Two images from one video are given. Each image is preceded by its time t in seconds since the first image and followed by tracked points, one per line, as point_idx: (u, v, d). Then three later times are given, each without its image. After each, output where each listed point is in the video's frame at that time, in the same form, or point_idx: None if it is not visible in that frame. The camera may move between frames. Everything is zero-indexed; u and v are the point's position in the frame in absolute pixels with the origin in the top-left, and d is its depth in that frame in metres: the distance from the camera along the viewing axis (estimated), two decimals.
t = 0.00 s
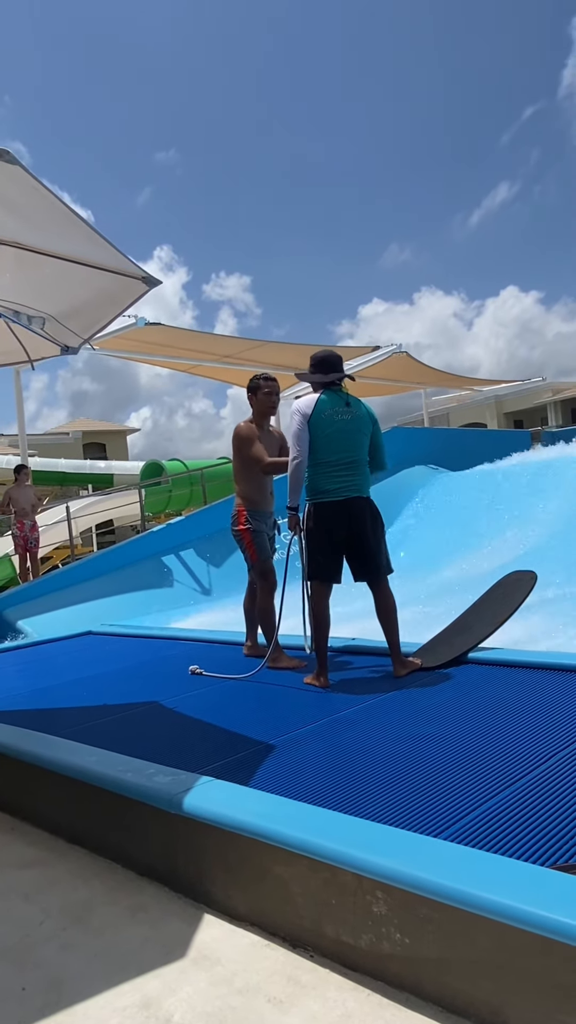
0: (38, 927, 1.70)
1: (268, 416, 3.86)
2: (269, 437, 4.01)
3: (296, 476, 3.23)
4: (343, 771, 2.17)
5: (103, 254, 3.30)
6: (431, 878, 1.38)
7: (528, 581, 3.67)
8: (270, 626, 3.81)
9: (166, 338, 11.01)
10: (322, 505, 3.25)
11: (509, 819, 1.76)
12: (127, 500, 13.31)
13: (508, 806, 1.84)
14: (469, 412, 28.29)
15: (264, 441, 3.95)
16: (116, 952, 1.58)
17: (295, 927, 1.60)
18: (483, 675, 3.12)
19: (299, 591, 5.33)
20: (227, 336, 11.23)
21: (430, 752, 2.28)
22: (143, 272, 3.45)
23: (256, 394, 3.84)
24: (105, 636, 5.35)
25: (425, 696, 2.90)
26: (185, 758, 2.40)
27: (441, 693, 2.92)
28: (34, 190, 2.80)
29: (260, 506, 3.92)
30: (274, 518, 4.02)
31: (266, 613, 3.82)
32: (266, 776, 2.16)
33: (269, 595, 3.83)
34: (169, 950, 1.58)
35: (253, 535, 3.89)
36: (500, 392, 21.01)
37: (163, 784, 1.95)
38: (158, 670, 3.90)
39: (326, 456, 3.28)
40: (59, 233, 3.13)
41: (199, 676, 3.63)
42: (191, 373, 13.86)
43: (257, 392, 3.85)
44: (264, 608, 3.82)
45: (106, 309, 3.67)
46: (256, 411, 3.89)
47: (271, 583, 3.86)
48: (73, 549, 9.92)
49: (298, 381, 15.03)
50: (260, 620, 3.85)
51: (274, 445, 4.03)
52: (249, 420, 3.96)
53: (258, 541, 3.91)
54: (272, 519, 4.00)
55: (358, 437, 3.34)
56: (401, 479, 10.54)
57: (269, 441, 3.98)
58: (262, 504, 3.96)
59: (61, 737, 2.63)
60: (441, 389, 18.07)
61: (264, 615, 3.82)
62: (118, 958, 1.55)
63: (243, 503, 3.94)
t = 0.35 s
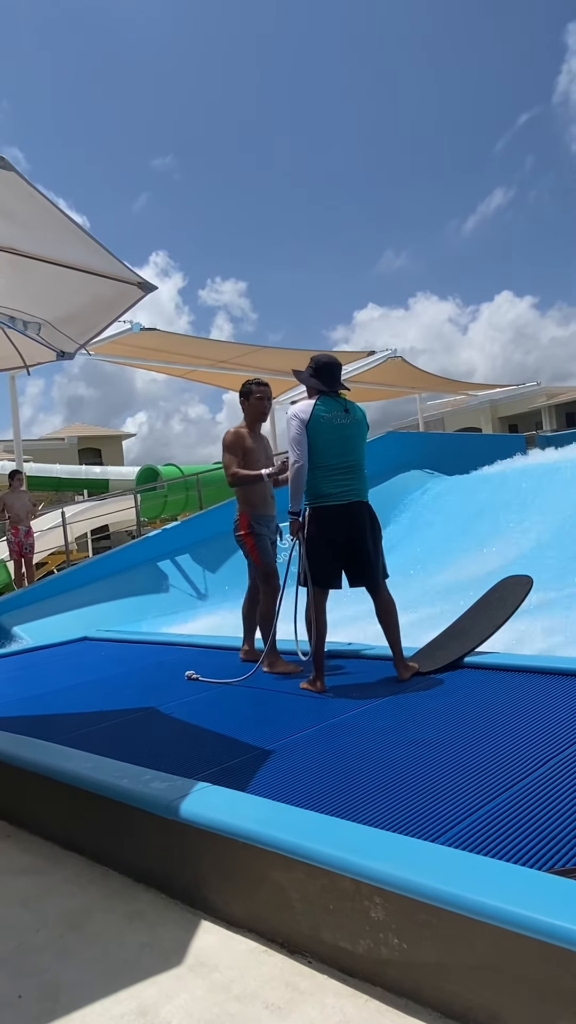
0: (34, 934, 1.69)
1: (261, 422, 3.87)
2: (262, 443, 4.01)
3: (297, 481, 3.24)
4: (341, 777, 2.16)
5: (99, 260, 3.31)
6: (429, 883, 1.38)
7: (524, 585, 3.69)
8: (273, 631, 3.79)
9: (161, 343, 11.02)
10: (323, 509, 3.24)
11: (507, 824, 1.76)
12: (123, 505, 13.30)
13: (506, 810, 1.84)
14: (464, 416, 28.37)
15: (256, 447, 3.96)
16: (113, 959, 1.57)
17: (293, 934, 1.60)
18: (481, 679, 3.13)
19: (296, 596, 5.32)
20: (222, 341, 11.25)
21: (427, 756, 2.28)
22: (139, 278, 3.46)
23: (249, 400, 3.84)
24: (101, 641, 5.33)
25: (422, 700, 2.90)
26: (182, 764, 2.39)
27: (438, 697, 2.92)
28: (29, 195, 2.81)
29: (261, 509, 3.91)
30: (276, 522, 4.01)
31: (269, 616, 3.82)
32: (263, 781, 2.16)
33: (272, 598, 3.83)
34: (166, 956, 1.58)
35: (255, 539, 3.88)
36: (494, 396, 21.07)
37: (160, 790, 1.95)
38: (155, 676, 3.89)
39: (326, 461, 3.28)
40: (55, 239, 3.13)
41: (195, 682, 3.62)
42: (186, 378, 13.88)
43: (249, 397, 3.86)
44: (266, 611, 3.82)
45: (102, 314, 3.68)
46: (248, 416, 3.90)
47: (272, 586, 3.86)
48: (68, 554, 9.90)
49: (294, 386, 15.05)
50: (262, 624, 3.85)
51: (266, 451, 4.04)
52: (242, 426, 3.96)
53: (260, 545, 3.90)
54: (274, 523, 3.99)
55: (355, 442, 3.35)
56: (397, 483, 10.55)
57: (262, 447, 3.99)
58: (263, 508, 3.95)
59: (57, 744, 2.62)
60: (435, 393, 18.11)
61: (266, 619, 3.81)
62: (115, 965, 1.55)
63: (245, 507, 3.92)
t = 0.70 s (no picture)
0: (29, 938, 1.69)
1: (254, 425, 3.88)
2: (254, 447, 4.01)
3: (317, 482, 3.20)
4: (336, 780, 2.16)
5: (94, 266, 3.33)
6: (424, 885, 1.39)
7: (518, 586, 3.71)
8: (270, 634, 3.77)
9: (156, 347, 11.03)
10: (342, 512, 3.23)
11: (501, 825, 1.77)
12: (118, 509, 13.29)
13: (500, 812, 1.85)
14: (459, 420, 28.44)
15: (245, 449, 3.94)
16: (108, 963, 1.57)
17: (288, 937, 1.60)
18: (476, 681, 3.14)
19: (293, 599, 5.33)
20: (217, 345, 11.26)
21: (423, 759, 2.28)
22: (133, 284, 3.48)
23: (242, 403, 3.84)
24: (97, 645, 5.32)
25: (417, 703, 2.90)
26: (178, 767, 2.39)
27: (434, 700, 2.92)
28: (23, 200, 2.81)
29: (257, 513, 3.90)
30: (272, 525, 4.01)
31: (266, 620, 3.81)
32: (258, 784, 2.16)
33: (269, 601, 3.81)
34: (161, 961, 1.57)
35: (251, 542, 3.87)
36: (488, 399, 21.14)
37: (155, 794, 1.95)
38: (150, 680, 3.89)
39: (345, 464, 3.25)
40: (50, 244, 3.14)
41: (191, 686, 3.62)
42: (181, 382, 13.88)
43: (243, 400, 3.86)
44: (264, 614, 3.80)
45: (96, 319, 3.69)
46: (242, 419, 3.90)
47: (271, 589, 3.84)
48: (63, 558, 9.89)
49: (289, 390, 15.07)
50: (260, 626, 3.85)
51: (260, 454, 4.04)
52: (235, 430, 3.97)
53: (257, 549, 3.89)
54: (270, 526, 3.98)
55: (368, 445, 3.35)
56: (392, 486, 10.57)
57: (254, 450, 3.99)
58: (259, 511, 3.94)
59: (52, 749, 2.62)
60: (430, 397, 18.16)
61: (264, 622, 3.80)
62: (110, 970, 1.54)
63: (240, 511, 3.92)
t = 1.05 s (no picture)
0: (23, 944, 1.68)
1: (252, 423, 3.88)
2: (252, 446, 4.01)
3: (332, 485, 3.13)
4: (331, 782, 2.16)
5: (86, 267, 3.32)
6: (419, 887, 1.39)
7: (509, 585, 3.75)
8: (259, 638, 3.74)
9: (149, 349, 11.01)
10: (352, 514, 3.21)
11: (496, 826, 1.78)
12: (111, 512, 13.26)
13: (494, 813, 1.85)
14: (452, 421, 28.53)
15: (240, 448, 3.93)
16: (103, 967, 1.56)
17: (283, 940, 1.60)
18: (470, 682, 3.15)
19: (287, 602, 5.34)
20: (210, 348, 11.26)
21: (417, 760, 2.29)
22: (125, 286, 3.48)
23: (240, 401, 3.85)
24: (91, 649, 5.31)
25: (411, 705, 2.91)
26: (172, 771, 2.39)
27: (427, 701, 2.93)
28: (14, 202, 2.81)
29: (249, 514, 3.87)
30: (266, 526, 3.97)
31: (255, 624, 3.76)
32: (253, 787, 2.15)
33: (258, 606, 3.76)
34: (156, 965, 1.57)
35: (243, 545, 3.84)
36: (481, 401, 21.22)
37: (149, 798, 1.94)
38: (143, 683, 3.88)
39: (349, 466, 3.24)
40: (41, 246, 3.13)
41: (185, 690, 3.61)
42: (173, 384, 13.86)
43: (241, 398, 3.86)
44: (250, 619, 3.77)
45: (88, 321, 3.69)
46: (239, 417, 3.90)
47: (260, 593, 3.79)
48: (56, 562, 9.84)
49: (282, 392, 15.07)
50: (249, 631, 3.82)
51: (258, 454, 4.03)
52: (233, 429, 3.96)
53: (248, 551, 3.85)
54: (263, 528, 3.94)
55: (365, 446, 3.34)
56: (386, 488, 10.59)
57: (252, 449, 3.97)
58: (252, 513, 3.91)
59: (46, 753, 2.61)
60: (423, 399, 18.20)
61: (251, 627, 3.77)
62: (105, 974, 1.54)
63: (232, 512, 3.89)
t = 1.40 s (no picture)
0: (17, 947, 1.68)
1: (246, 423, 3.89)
2: (248, 446, 4.01)
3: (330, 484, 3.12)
4: (325, 782, 2.16)
5: (77, 267, 3.31)
6: (414, 886, 1.39)
7: (505, 587, 3.77)
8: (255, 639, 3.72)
9: (141, 350, 11.00)
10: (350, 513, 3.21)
11: (490, 825, 1.78)
12: (104, 512, 13.23)
13: (487, 813, 1.85)
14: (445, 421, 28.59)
15: (239, 447, 3.92)
16: (98, 969, 1.56)
17: (278, 940, 1.60)
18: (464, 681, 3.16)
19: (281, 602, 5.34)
20: (202, 348, 11.25)
21: (412, 760, 2.29)
22: (116, 285, 3.47)
23: (235, 401, 3.85)
24: (84, 649, 5.30)
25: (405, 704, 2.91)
26: (165, 772, 2.38)
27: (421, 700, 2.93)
28: (6, 202, 2.79)
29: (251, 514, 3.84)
30: (269, 526, 3.93)
31: (250, 627, 3.73)
32: (247, 788, 2.15)
33: (254, 609, 3.72)
34: (151, 966, 1.57)
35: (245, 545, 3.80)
36: (473, 401, 21.26)
37: (143, 799, 1.94)
38: (137, 684, 3.88)
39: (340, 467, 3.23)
40: (32, 247, 3.12)
41: (179, 690, 3.61)
42: (166, 385, 13.85)
43: (235, 397, 3.86)
44: (246, 622, 3.73)
45: (80, 320, 3.68)
46: (234, 416, 3.91)
47: (258, 596, 3.75)
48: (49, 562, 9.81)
49: (275, 392, 15.07)
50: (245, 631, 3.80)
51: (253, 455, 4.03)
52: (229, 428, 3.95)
53: (251, 551, 3.81)
54: (267, 528, 3.91)
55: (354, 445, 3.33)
56: (379, 488, 10.60)
57: (249, 449, 3.97)
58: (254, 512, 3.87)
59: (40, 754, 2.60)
60: (415, 398, 18.23)
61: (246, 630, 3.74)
62: (99, 976, 1.54)
63: (235, 512, 3.85)
